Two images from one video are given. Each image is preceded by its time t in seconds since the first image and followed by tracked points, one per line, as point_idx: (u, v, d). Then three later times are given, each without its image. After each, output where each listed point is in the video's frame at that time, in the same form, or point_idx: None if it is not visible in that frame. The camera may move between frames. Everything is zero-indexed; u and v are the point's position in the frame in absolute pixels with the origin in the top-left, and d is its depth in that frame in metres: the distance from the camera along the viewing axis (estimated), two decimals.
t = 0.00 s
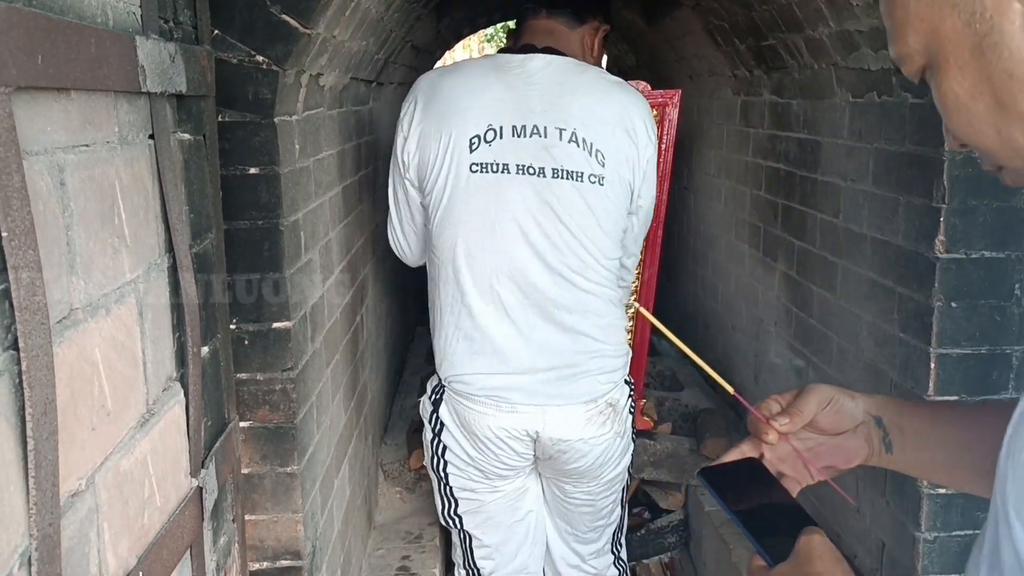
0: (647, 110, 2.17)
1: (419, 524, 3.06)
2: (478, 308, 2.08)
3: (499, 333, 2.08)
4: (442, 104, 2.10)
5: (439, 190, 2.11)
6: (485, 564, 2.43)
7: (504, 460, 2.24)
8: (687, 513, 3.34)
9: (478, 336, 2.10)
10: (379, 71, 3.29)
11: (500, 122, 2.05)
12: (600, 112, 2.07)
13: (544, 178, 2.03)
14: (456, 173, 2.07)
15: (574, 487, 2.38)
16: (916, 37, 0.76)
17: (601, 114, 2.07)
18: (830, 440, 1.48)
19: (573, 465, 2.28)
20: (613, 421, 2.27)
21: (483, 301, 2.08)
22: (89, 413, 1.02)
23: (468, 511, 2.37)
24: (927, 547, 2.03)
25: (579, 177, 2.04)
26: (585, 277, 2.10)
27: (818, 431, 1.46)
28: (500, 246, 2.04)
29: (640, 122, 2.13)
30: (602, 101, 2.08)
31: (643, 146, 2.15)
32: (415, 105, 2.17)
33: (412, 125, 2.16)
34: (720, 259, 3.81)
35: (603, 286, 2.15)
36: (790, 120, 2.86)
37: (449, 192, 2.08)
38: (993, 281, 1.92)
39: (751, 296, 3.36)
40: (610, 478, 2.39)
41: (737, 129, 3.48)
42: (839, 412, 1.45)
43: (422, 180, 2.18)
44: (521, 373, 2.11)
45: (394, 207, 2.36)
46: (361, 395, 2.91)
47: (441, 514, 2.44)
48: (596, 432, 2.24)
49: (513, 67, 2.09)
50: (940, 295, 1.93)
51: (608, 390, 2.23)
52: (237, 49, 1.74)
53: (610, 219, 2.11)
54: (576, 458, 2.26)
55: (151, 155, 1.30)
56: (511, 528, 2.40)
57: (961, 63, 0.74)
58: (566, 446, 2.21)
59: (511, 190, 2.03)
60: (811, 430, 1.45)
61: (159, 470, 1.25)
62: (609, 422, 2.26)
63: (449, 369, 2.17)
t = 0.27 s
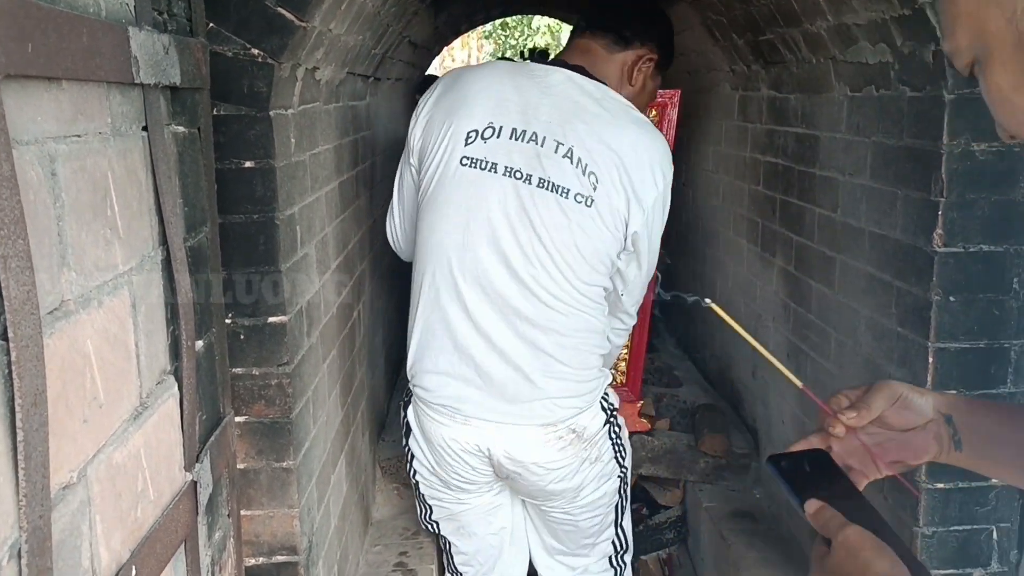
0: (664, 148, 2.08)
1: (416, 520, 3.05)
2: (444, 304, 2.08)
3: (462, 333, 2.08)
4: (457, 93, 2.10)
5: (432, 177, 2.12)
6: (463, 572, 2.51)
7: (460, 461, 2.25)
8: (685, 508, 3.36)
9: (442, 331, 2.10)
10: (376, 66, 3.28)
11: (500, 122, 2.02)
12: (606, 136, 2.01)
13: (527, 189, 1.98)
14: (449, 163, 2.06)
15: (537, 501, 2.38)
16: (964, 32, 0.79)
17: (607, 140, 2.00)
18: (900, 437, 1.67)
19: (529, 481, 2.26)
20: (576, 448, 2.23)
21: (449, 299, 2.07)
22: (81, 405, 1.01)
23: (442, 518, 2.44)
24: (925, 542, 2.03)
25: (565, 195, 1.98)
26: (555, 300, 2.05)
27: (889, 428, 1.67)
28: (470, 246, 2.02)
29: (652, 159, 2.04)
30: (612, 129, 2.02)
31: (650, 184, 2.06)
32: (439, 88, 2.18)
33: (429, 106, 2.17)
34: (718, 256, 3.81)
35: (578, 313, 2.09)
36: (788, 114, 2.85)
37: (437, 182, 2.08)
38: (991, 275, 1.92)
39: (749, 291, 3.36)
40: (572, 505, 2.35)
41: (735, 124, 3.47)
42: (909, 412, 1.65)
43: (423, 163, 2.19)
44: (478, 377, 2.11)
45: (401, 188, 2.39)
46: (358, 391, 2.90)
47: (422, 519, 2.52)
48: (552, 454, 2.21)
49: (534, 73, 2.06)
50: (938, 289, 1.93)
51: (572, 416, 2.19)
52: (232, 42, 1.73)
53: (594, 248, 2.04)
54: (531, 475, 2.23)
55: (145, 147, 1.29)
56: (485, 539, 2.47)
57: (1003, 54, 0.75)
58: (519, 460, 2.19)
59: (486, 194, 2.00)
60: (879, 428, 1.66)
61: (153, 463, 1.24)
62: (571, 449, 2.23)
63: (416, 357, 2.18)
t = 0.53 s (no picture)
0: (679, 186, 2.12)
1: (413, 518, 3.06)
2: (440, 312, 2.09)
3: (456, 342, 2.09)
4: (479, 106, 2.15)
5: (442, 184, 2.15)
6: None
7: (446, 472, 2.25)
8: (681, 506, 3.37)
9: (435, 340, 2.11)
10: (373, 64, 3.28)
11: (519, 138, 2.07)
12: (622, 166, 2.05)
13: (537, 206, 2.01)
14: (461, 172, 2.10)
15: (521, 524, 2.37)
16: None
17: (623, 169, 2.05)
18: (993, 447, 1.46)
19: (513, 499, 2.25)
20: (562, 473, 2.23)
21: (445, 308, 2.08)
22: (72, 402, 1.01)
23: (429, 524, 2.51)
24: (920, 539, 2.02)
25: (576, 216, 2.01)
26: (552, 322, 2.06)
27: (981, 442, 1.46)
28: (471, 255, 2.05)
29: (666, 194, 2.08)
30: (630, 161, 2.06)
31: (661, 220, 2.09)
32: (460, 100, 2.23)
33: (450, 117, 2.21)
34: (715, 253, 3.81)
35: (575, 337, 2.11)
36: (785, 112, 2.85)
37: (446, 191, 2.12)
38: (986, 272, 1.92)
39: (746, 289, 3.36)
40: (555, 531, 2.34)
41: (732, 122, 3.47)
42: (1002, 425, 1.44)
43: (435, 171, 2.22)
44: (467, 389, 2.11)
45: (408, 200, 2.43)
46: (355, 389, 2.90)
47: (411, 521, 2.60)
48: (537, 475, 2.20)
49: (559, 96, 2.12)
50: (933, 286, 1.93)
51: (560, 441, 2.19)
52: (226, 40, 1.73)
53: (596, 274, 2.06)
54: (514, 494, 2.23)
55: (138, 145, 1.29)
56: (469, 551, 2.53)
57: None
58: (504, 476, 2.19)
59: (493, 207, 2.04)
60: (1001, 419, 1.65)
61: (146, 462, 1.24)
62: (557, 474, 2.23)
63: (409, 363, 2.19)
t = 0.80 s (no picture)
0: (686, 198, 2.10)
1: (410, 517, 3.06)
2: (441, 322, 2.10)
3: (457, 352, 2.09)
4: (486, 112, 2.15)
5: (448, 192, 2.15)
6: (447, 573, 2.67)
7: (446, 479, 2.26)
8: (678, 504, 3.36)
9: (435, 349, 2.12)
10: (369, 62, 3.28)
11: (525, 147, 2.06)
12: (629, 178, 2.04)
13: (541, 217, 2.01)
14: (467, 180, 2.10)
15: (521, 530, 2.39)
16: None
17: (629, 181, 2.03)
18: None
19: (512, 507, 2.26)
20: (561, 482, 2.24)
21: (447, 317, 2.09)
22: (64, 401, 1.01)
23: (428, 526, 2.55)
24: (916, 537, 2.03)
25: (581, 229, 2.00)
26: (555, 334, 2.07)
27: None
28: (473, 265, 2.05)
29: (673, 207, 2.07)
30: (639, 174, 2.05)
31: (667, 233, 2.08)
32: (469, 105, 2.22)
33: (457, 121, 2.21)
34: (712, 251, 3.81)
35: (577, 349, 2.11)
36: (781, 110, 2.85)
37: (452, 197, 2.12)
38: (981, 270, 1.92)
39: (743, 287, 3.36)
40: (553, 539, 2.35)
41: (729, 120, 3.47)
42: None
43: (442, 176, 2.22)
44: (468, 398, 2.12)
45: (414, 201, 2.43)
46: (351, 388, 2.90)
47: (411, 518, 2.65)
48: (537, 484, 2.21)
49: (567, 104, 2.10)
50: (928, 284, 1.92)
51: (560, 451, 2.20)
52: (221, 38, 1.73)
53: (599, 287, 2.06)
54: (514, 501, 2.24)
55: (130, 142, 1.29)
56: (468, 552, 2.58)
57: None
58: (504, 484, 2.20)
59: (497, 216, 2.04)
60: None
61: (139, 460, 1.24)
62: (557, 484, 2.23)
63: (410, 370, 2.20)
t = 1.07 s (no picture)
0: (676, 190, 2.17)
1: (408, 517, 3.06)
2: (452, 327, 2.07)
3: (470, 356, 2.06)
4: (477, 119, 2.14)
5: (445, 199, 2.14)
6: None
7: (458, 489, 2.22)
8: (678, 505, 3.36)
9: (447, 355, 2.08)
10: (367, 62, 3.28)
11: (523, 148, 2.07)
12: (627, 173, 2.08)
13: (547, 215, 2.02)
14: (466, 185, 2.09)
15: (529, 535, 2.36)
16: None
17: (627, 175, 2.08)
18: None
19: (528, 510, 2.24)
20: (575, 482, 2.23)
21: (458, 322, 2.06)
22: (61, 404, 1.01)
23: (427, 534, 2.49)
24: (915, 538, 2.03)
25: (587, 224, 2.02)
26: (566, 330, 2.07)
27: None
28: (484, 267, 2.03)
29: (668, 197, 2.13)
30: (634, 168, 2.09)
31: (662, 223, 2.13)
32: (454, 114, 2.22)
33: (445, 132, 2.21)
34: (710, 252, 3.81)
35: (585, 345, 2.12)
36: (780, 110, 2.84)
37: (452, 205, 2.10)
38: (980, 271, 1.91)
39: (741, 287, 3.36)
40: (562, 540, 2.34)
41: (727, 120, 3.47)
42: None
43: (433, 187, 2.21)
44: (482, 405, 2.09)
45: (402, 215, 2.43)
46: (349, 388, 2.90)
47: (405, 528, 2.57)
48: (552, 485, 2.20)
49: (557, 106, 2.13)
50: (926, 285, 1.92)
51: (574, 448, 2.19)
52: (219, 40, 1.73)
53: (606, 281, 2.09)
54: (530, 505, 2.21)
55: (127, 145, 1.29)
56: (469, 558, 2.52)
57: None
58: (520, 488, 2.17)
59: (504, 218, 2.03)
60: None
61: (136, 463, 1.23)
62: (569, 483, 2.23)
63: (418, 381, 2.15)
